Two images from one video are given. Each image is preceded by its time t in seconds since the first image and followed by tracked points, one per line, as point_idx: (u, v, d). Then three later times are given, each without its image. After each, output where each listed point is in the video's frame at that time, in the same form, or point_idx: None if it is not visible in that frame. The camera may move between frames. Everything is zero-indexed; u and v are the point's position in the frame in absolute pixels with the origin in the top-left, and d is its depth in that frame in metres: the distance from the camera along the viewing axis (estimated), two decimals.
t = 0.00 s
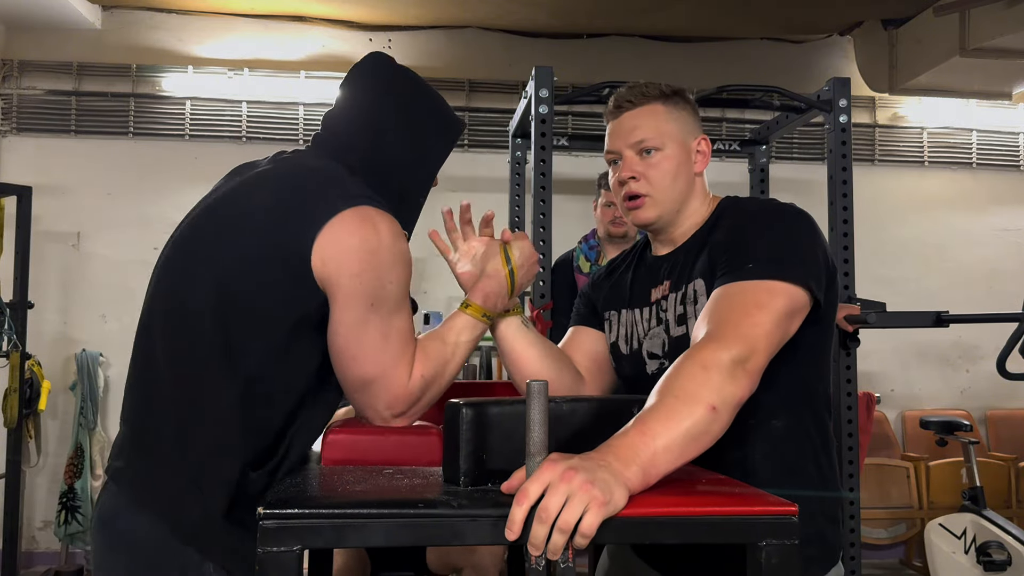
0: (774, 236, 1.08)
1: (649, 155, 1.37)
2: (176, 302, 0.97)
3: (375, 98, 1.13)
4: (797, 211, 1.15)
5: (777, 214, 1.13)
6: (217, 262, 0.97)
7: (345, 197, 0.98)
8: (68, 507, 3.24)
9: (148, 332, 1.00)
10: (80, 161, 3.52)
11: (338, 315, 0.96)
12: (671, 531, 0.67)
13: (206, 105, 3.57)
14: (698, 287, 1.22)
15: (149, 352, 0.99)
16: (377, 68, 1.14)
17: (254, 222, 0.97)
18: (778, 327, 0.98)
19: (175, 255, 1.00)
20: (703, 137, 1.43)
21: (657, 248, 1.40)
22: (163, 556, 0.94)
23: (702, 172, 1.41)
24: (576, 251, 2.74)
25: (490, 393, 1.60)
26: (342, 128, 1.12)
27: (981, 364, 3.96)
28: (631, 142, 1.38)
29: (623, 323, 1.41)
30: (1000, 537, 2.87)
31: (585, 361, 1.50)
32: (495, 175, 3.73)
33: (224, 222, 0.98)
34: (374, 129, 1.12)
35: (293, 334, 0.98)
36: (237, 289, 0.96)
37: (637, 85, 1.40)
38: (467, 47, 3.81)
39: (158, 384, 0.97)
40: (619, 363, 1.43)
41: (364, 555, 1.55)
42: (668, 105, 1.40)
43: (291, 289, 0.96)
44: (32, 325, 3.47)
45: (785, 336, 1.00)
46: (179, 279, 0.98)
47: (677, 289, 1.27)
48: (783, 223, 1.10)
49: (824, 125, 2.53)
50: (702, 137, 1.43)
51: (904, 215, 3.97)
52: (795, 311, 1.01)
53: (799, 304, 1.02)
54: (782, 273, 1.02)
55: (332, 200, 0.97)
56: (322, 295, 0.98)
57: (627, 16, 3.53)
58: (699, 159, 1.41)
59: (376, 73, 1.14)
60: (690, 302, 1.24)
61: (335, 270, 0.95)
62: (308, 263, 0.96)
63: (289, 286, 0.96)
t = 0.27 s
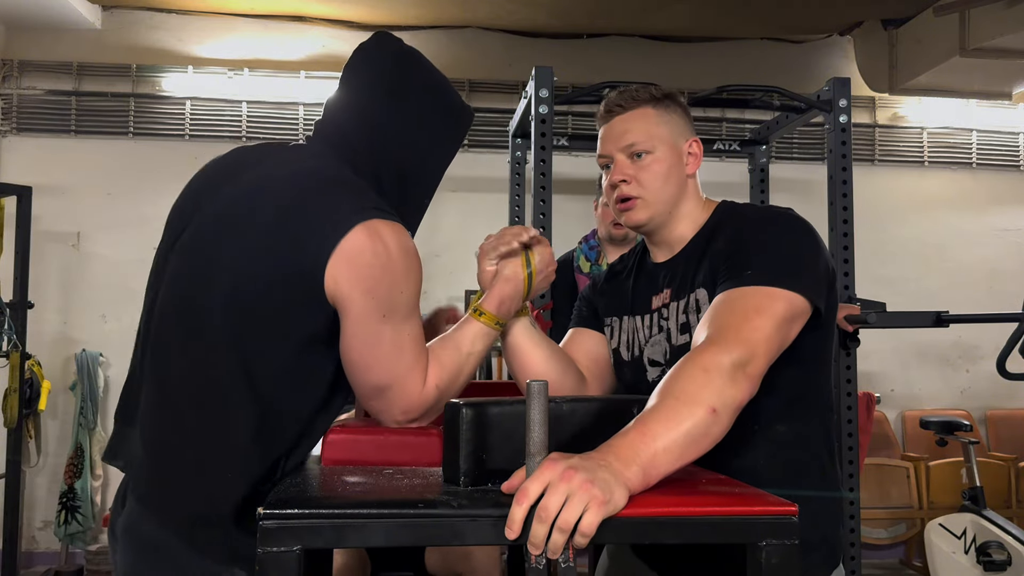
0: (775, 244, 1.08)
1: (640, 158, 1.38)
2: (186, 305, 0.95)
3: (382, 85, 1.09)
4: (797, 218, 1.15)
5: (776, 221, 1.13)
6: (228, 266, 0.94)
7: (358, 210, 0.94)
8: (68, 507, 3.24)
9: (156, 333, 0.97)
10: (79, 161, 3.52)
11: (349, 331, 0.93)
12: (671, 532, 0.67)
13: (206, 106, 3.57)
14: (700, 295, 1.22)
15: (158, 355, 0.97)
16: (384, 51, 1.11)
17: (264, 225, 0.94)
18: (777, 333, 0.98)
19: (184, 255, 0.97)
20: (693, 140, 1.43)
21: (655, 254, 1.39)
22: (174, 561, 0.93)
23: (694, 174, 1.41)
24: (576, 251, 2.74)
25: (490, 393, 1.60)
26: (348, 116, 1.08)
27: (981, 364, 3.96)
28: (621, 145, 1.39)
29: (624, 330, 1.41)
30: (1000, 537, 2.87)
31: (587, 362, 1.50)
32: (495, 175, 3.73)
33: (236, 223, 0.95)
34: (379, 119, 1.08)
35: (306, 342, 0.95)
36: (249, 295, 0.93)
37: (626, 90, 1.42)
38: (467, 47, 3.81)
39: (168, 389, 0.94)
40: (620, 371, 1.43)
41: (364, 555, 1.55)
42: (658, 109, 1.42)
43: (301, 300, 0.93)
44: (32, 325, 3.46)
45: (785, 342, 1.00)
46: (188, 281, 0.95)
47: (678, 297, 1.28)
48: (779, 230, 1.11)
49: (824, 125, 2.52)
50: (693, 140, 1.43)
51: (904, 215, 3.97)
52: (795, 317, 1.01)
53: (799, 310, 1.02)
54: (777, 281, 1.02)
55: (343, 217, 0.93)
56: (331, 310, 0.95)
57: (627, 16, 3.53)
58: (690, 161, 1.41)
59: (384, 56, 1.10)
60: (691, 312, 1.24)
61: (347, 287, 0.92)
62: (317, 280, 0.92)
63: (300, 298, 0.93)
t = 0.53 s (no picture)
0: (776, 248, 1.08)
1: (638, 159, 1.38)
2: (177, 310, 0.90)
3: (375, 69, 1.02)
4: (798, 221, 1.15)
5: (773, 223, 1.14)
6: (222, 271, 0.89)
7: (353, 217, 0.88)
8: (68, 507, 3.25)
9: (147, 340, 0.92)
10: (79, 161, 3.52)
11: (346, 343, 0.89)
12: (670, 531, 0.67)
13: (206, 105, 3.57)
14: (700, 298, 1.23)
15: (150, 363, 0.92)
16: (378, 34, 1.04)
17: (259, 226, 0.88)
18: (775, 334, 0.98)
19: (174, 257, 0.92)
20: (691, 140, 1.43)
21: (656, 255, 1.39)
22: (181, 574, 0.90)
23: (693, 174, 1.40)
24: (577, 251, 2.74)
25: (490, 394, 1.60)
26: (340, 106, 1.02)
27: (981, 364, 3.96)
28: (619, 147, 1.40)
29: (626, 331, 1.41)
30: (1000, 537, 2.87)
31: (588, 363, 1.50)
32: (495, 175, 3.73)
33: (228, 224, 0.90)
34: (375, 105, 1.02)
35: (307, 350, 0.90)
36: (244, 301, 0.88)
37: (624, 92, 1.42)
38: (467, 47, 3.81)
39: (163, 400, 0.90)
40: (621, 373, 1.43)
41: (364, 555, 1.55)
42: (655, 110, 1.42)
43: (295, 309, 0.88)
44: (32, 325, 3.46)
45: (782, 343, 0.99)
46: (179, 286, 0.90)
47: (679, 300, 1.28)
48: (779, 233, 1.11)
49: (824, 125, 2.53)
50: (691, 140, 1.43)
51: (904, 215, 3.97)
52: (794, 319, 1.01)
53: (798, 312, 1.02)
54: (775, 284, 1.02)
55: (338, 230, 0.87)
56: (327, 328, 0.90)
57: (627, 16, 3.53)
58: (688, 162, 1.41)
59: (377, 40, 1.04)
60: (691, 314, 1.24)
61: (344, 303, 0.88)
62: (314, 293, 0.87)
63: (295, 308, 0.88)
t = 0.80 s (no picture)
0: (777, 249, 1.08)
1: (639, 159, 1.38)
2: (178, 310, 0.88)
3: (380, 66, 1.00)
4: (799, 222, 1.15)
5: (773, 223, 1.14)
6: (225, 273, 0.87)
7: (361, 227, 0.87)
8: (68, 507, 3.24)
9: (145, 339, 0.91)
10: (79, 161, 3.52)
11: (350, 351, 0.90)
12: (670, 531, 0.67)
13: (206, 105, 3.57)
14: (700, 299, 1.23)
15: (148, 362, 0.91)
16: (384, 29, 1.02)
17: (263, 229, 0.87)
18: (776, 335, 0.98)
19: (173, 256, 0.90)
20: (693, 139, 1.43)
21: (658, 255, 1.39)
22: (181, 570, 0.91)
23: (694, 174, 1.40)
24: (577, 251, 2.74)
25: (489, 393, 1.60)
26: (341, 98, 1.00)
27: (981, 364, 3.96)
28: (620, 147, 1.39)
29: (628, 332, 1.41)
30: (1000, 537, 2.87)
31: (588, 363, 1.50)
32: (495, 175, 3.73)
33: (231, 225, 0.88)
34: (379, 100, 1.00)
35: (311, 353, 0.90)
36: (249, 305, 0.87)
37: (625, 91, 1.42)
38: (467, 47, 3.81)
39: (164, 400, 0.89)
40: (622, 373, 1.43)
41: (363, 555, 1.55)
42: (656, 109, 1.41)
43: (301, 316, 0.88)
44: (32, 326, 3.46)
45: (782, 345, 1.00)
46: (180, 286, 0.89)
47: (680, 300, 1.28)
48: (779, 234, 1.11)
49: (824, 125, 2.53)
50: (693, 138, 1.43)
51: (904, 215, 3.97)
52: (794, 320, 1.01)
53: (798, 314, 1.02)
54: (777, 285, 1.02)
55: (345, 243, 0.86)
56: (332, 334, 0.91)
57: (627, 16, 3.53)
58: (690, 161, 1.41)
59: (382, 35, 1.02)
60: (692, 314, 1.24)
61: (350, 312, 0.88)
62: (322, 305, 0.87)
63: (302, 317, 0.88)
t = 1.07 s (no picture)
0: (779, 249, 1.08)
1: (637, 160, 1.38)
2: (193, 308, 0.89)
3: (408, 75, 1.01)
4: (799, 222, 1.15)
5: (771, 223, 1.14)
6: (240, 275, 0.88)
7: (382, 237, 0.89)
8: (68, 508, 3.25)
9: (158, 334, 0.91)
10: (79, 161, 3.52)
11: (362, 356, 0.91)
12: (670, 531, 0.67)
13: (206, 105, 3.57)
14: (700, 300, 1.23)
15: (160, 357, 0.91)
16: (414, 38, 1.03)
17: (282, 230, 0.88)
18: (776, 336, 0.98)
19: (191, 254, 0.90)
20: (691, 138, 1.43)
21: (656, 255, 1.39)
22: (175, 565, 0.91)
23: (693, 174, 1.40)
24: (577, 251, 2.73)
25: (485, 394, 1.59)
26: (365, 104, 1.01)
27: (981, 364, 3.96)
28: (618, 148, 1.39)
29: (627, 332, 1.41)
30: (1000, 537, 2.87)
31: (585, 363, 1.49)
32: (495, 175, 3.73)
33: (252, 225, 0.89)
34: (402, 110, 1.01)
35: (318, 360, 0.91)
36: (266, 306, 0.88)
37: (622, 92, 1.41)
38: (466, 47, 3.80)
39: (172, 397, 0.89)
40: (621, 373, 1.43)
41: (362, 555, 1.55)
42: (654, 110, 1.41)
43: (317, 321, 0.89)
44: (32, 325, 3.46)
45: (782, 346, 1.00)
46: (197, 284, 0.89)
47: (680, 301, 1.28)
48: (781, 234, 1.11)
49: (824, 125, 2.52)
50: (691, 138, 1.43)
51: (904, 215, 3.97)
52: (794, 321, 1.01)
53: (799, 314, 1.02)
54: (776, 286, 1.02)
55: (363, 245, 0.88)
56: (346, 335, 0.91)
57: (627, 16, 3.53)
58: (688, 161, 1.41)
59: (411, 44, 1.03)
60: (692, 315, 1.24)
61: (364, 316, 0.89)
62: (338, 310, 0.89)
63: (318, 321, 0.89)
